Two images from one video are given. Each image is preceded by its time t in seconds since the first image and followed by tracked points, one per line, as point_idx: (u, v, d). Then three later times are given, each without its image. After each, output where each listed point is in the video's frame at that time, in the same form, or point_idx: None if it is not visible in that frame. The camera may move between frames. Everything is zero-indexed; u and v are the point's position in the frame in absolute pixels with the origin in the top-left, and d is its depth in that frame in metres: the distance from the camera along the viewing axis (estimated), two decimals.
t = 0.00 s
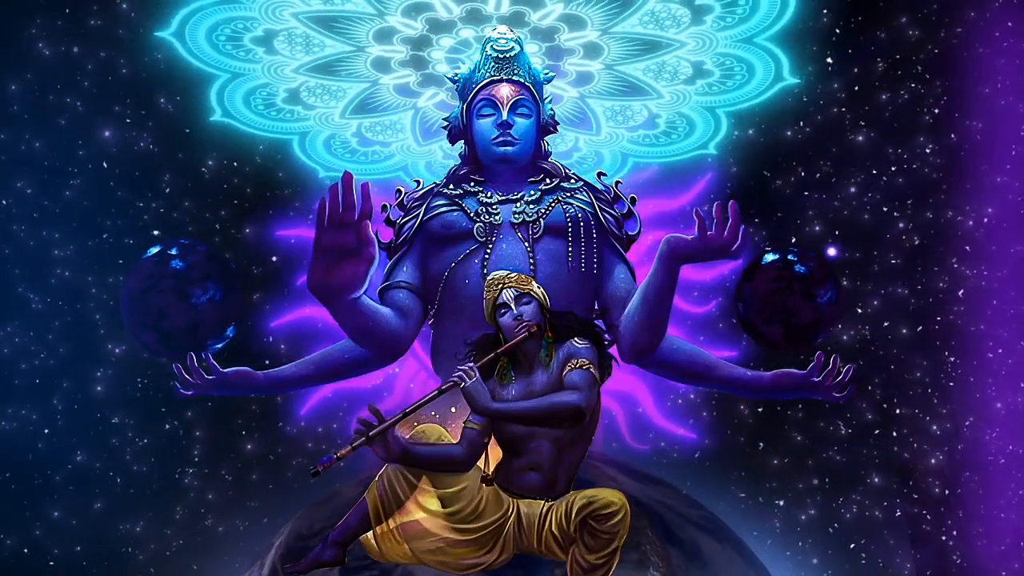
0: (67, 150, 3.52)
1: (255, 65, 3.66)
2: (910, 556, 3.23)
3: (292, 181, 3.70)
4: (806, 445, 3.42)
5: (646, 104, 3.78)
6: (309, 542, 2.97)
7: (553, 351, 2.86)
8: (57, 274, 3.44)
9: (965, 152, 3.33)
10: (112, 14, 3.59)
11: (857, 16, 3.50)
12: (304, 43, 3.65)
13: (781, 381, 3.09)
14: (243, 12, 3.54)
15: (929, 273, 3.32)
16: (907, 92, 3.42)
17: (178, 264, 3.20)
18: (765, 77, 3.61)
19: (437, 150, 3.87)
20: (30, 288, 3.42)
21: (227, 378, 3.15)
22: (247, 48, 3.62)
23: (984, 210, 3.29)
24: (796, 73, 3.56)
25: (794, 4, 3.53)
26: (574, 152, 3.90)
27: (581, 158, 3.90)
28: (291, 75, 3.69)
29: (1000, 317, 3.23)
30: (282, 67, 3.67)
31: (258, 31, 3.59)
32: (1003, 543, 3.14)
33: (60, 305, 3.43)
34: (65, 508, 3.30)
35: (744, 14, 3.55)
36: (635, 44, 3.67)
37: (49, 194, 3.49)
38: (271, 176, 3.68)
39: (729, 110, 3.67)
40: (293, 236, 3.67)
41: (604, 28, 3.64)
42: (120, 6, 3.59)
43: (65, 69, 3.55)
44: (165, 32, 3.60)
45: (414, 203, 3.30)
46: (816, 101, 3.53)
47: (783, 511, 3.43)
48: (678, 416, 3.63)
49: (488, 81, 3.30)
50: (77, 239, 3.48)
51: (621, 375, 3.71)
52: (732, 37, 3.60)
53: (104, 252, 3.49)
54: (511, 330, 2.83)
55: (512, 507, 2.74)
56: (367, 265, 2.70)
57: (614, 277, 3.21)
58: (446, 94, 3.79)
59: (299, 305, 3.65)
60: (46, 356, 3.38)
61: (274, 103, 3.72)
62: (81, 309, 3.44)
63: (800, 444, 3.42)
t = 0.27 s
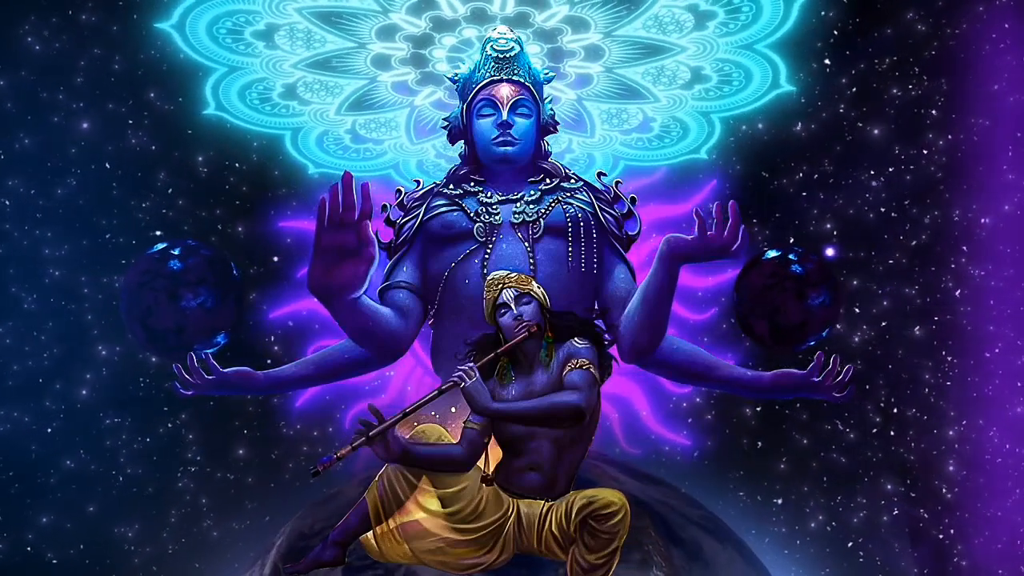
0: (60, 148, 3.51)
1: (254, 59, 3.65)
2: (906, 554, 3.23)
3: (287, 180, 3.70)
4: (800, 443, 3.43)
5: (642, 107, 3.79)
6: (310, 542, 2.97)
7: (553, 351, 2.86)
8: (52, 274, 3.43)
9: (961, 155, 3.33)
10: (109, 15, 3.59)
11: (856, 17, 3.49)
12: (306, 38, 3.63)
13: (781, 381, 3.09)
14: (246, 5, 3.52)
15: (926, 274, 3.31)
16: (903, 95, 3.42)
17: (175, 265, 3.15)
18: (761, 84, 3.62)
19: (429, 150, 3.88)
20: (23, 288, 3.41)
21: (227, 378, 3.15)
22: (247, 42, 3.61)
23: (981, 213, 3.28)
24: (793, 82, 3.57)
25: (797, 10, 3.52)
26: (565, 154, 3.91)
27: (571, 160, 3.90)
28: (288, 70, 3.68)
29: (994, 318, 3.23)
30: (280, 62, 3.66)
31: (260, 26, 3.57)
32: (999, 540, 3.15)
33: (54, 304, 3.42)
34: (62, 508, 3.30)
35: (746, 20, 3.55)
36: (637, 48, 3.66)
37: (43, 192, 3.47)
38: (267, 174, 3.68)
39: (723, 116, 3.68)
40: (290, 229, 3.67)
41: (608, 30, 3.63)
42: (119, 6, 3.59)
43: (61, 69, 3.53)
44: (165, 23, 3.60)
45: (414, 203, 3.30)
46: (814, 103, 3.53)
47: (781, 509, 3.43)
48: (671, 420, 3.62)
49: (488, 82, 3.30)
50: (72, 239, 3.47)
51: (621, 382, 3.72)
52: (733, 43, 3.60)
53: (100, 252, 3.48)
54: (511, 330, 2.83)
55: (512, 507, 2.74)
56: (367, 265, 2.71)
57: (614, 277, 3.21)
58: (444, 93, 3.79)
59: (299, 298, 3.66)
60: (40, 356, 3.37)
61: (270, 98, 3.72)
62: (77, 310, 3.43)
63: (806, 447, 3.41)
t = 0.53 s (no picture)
0: (53, 144, 3.39)
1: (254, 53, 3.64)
2: (903, 553, 3.21)
3: (283, 179, 3.84)
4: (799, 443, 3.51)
5: (638, 110, 3.93)
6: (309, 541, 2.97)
7: (553, 351, 2.86)
8: (45, 273, 3.31)
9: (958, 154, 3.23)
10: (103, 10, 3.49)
11: (852, 20, 3.47)
12: (307, 33, 3.60)
13: (781, 381, 3.09)
14: None
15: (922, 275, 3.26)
16: (902, 94, 3.35)
17: (175, 264, 3.12)
18: (756, 90, 3.71)
19: (422, 148, 4.04)
20: (14, 289, 3.26)
21: (227, 378, 3.14)
22: (247, 36, 3.57)
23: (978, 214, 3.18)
24: (788, 89, 3.64)
25: (800, 18, 3.52)
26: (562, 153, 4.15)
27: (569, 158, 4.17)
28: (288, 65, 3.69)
29: (991, 317, 3.12)
30: (280, 58, 3.66)
31: (262, 20, 3.52)
32: (996, 541, 3.04)
33: (48, 305, 3.30)
34: (57, 510, 3.19)
35: (749, 27, 3.56)
36: (637, 52, 3.72)
37: (33, 190, 3.33)
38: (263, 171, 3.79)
39: (715, 121, 3.84)
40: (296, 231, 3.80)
41: (610, 34, 3.67)
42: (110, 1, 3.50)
43: (53, 64, 3.40)
44: (163, 15, 3.50)
45: (414, 203, 3.30)
46: (811, 103, 3.58)
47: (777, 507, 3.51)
48: (663, 422, 3.81)
49: (488, 81, 3.30)
50: (65, 237, 3.37)
51: (618, 387, 3.90)
52: (734, 50, 3.64)
53: (94, 251, 3.42)
54: (511, 330, 2.83)
55: (512, 506, 2.74)
56: (367, 265, 2.71)
57: (614, 277, 3.21)
58: (441, 91, 3.86)
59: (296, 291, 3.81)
60: (33, 359, 3.24)
61: (266, 93, 3.75)
62: (68, 310, 3.34)
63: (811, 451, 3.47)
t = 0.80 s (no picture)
0: (44, 144, 3.50)
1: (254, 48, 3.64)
2: (900, 551, 3.26)
3: (278, 177, 3.66)
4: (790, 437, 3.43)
5: (634, 114, 3.76)
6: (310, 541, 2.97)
7: (553, 351, 2.86)
8: (41, 272, 3.42)
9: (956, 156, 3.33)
10: (98, 10, 3.59)
11: (849, 22, 3.50)
12: (309, 28, 3.63)
13: (781, 381, 3.10)
14: None
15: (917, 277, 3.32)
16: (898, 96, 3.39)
17: (173, 263, 3.13)
18: (755, 96, 3.61)
19: (414, 147, 3.81)
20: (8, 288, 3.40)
21: (227, 378, 3.16)
22: (248, 29, 3.60)
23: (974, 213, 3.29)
24: (785, 95, 3.57)
25: (801, 27, 3.55)
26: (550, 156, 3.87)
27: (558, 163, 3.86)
28: (287, 58, 3.66)
29: (991, 318, 3.22)
30: (279, 51, 3.64)
31: (265, 14, 3.58)
32: (993, 537, 3.14)
33: (33, 305, 3.40)
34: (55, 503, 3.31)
35: (751, 33, 3.58)
36: (639, 55, 3.67)
37: (30, 190, 3.47)
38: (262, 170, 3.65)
39: (711, 126, 3.66)
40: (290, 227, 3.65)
41: (614, 36, 3.65)
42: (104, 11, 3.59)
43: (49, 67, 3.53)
44: (167, 7, 3.60)
45: (414, 203, 3.30)
46: (810, 104, 3.53)
47: (776, 506, 3.41)
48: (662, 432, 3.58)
49: (488, 81, 3.30)
50: (60, 237, 3.45)
51: (613, 390, 3.64)
52: (733, 56, 3.62)
53: (95, 252, 3.47)
54: (511, 330, 2.84)
55: (512, 507, 2.74)
56: (367, 265, 2.70)
57: (614, 277, 3.21)
58: (439, 91, 3.76)
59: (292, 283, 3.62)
60: (27, 357, 3.37)
61: (262, 87, 3.68)
62: (67, 310, 3.41)
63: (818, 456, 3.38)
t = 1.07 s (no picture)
0: (35, 142, 3.49)
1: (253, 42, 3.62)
2: (898, 548, 3.24)
3: (274, 175, 3.69)
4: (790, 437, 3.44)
5: (629, 117, 3.79)
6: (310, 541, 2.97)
7: (553, 351, 2.86)
8: (35, 272, 3.41)
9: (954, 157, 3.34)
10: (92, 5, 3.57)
11: (846, 24, 3.49)
12: (311, 24, 3.61)
13: (781, 381, 3.10)
14: None
15: (914, 276, 3.32)
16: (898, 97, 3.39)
17: (170, 264, 3.12)
18: (749, 102, 3.63)
19: (408, 144, 3.84)
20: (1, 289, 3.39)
21: (227, 378, 3.16)
22: (249, 22, 3.56)
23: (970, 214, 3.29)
24: (779, 103, 3.58)
25: (802, 36, 3.54)
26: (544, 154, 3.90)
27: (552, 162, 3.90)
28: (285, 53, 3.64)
29: (992, 317, 3.22)
30: (278, 46, 3.62)
31: (267, 8, 3.55)
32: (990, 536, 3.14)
33: (26, 306, 3.39)
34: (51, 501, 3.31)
35: (751, 40, 3.58)
36: (638, 59, 3.69)
37: (21, 189, 3.46)
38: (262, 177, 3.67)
39: (705, 131, 3.70)
40: (289, 230, 3.67)
41: (615, 40, 3.66)
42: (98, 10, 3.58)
43: (43, 65, 3.51)
44: None
45: (414, 203, 3.30)
46: (808, 105, 3.53)
47: (774, 505, 3.41)
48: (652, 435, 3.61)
49: (488, 81, 3.30)
50: (55, 236, 3.45)
51: (610, 394, 3.67)
52: (733, 61, 3.62)
53: (90, 252, 3.47)
54: (511, 330, 2.84)
55: (512, 507, 2.74)
56: (367, 265, 2.70)
57: (614, 277, 3.21)
58: (437, 90, 3.77)
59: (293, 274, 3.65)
60: (20, 358, 3.36)
61: (258, 82, 3.68)
62: (60, 310, 3.41)
63: (808, 449, 3.39)
